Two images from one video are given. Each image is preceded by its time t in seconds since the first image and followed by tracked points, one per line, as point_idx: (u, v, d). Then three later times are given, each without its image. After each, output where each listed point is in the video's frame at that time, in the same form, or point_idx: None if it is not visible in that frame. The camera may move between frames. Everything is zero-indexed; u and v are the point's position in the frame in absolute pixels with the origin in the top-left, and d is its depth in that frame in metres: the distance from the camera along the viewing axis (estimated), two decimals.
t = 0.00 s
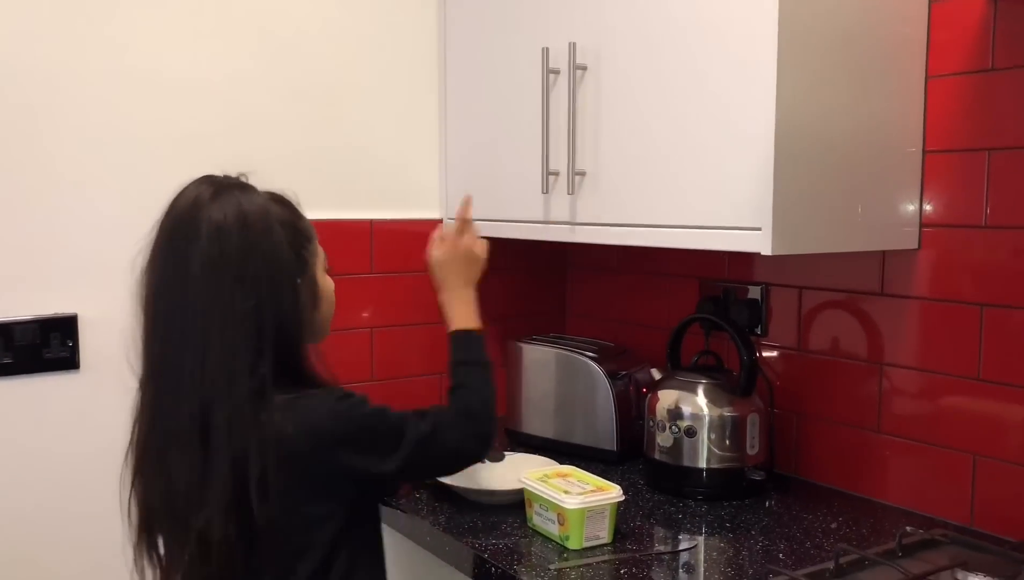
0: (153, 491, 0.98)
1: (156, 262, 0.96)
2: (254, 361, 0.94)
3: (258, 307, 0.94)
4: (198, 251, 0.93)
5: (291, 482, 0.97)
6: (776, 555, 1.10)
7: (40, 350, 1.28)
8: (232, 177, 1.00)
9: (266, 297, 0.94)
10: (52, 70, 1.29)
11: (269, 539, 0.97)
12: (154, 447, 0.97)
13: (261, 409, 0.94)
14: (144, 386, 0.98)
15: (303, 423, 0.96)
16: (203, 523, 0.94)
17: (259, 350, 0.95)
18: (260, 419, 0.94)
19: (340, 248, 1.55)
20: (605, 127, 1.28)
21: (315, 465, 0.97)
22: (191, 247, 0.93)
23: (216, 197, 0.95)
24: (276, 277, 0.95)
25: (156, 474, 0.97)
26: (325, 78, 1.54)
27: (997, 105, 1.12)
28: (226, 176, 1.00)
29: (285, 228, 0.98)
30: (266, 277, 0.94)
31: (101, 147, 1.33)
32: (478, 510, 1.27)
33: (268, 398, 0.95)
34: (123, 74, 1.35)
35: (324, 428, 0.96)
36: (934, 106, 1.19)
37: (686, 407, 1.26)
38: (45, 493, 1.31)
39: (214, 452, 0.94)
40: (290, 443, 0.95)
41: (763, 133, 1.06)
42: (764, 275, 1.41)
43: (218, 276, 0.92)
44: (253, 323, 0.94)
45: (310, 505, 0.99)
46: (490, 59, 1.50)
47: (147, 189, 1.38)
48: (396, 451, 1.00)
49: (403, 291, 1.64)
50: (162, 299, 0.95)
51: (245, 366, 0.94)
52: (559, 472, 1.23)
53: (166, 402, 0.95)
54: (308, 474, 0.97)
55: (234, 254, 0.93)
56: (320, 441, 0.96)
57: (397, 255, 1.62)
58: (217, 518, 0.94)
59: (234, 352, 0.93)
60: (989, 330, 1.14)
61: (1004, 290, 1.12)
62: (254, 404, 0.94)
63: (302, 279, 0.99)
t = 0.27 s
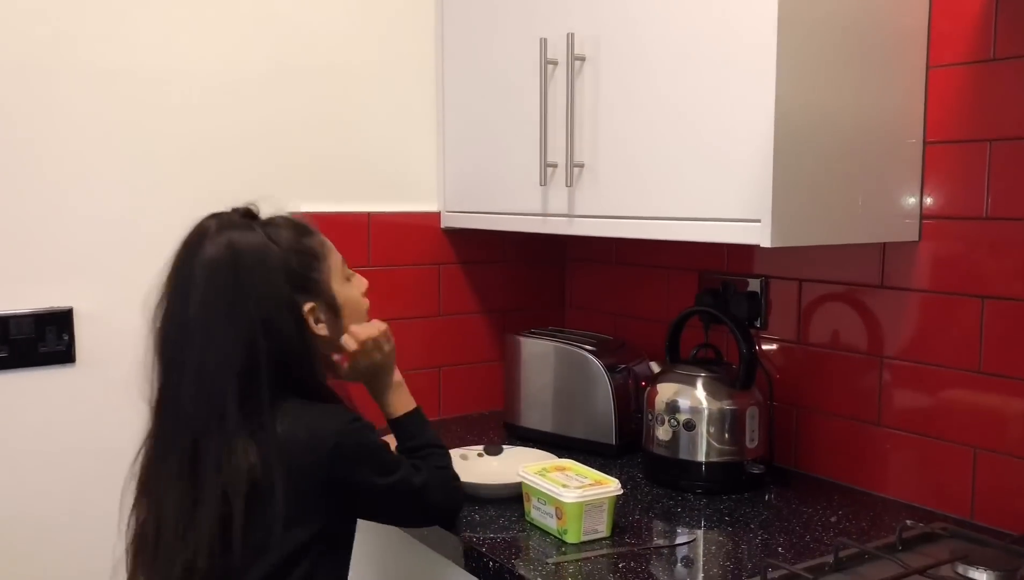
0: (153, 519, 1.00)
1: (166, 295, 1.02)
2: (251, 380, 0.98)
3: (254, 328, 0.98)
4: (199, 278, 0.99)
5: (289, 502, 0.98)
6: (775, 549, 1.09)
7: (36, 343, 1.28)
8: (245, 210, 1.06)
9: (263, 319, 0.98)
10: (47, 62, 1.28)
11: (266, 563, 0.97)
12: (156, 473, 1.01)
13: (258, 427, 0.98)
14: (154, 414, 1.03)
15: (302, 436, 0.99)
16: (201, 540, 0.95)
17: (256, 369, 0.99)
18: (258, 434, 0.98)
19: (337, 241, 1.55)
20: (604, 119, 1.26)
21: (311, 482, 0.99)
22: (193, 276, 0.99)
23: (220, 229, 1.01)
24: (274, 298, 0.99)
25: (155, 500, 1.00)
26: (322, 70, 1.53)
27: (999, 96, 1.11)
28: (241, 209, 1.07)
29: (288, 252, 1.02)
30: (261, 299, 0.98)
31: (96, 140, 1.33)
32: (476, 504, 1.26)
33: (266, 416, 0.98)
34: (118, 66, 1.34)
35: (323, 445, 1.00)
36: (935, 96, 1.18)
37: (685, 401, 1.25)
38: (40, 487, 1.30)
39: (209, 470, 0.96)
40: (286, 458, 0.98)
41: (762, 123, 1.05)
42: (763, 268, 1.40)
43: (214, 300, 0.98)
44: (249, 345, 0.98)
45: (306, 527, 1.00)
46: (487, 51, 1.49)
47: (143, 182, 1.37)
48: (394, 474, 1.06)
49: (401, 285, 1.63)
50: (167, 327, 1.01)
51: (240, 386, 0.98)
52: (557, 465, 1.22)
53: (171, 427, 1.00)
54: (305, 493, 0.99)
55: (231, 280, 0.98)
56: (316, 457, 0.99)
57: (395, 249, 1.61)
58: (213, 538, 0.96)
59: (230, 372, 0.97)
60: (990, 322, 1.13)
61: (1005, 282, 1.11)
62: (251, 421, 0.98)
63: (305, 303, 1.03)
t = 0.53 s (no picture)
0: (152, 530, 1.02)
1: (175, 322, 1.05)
2: (245, 402, 0.99)
3: (246, 353, 0.99)
4: (194, 307, 1.01)
5: (282, 522, 0.99)
6: (777, 544, 1.09)
7: (37, 338, 1.28)
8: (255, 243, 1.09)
9: (257, 343, 1.00)
10: (47, 57, 1.28)
11: None
12: (157, 487, 1.02)
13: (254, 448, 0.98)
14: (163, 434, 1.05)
15: (300, 459, 0.98)
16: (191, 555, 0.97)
17: (250, 392, 1.00)
18: (253, 455, 0.98)
19: (339, 236, 1.54)
20: (606, 113, 1.26)
21: (304, 504, 0.99)
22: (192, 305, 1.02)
23: (219, 262, 1.03)
24: (266, 323, 1.00)
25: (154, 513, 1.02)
26: (323, 64, 1.52)
27: (1002, 88, 1.10)
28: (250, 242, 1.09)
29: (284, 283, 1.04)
30: (254, 325, 1.00)
31: (97, 134, 1.32)
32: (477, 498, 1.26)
33: (262, 436, 0.99)
34: (119, 61, 1.34)
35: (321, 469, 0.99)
36: (938, 89, 1.18)
37: (687, 395, 1.25)
38: (42, 482, 1.30)
39: (202, 488, 0.98)
40: (280, 477, 0.98)
41: (764, 116, 1.04)
42: (766, 262, 1.40)
43: (209, 325, 1.00)
44: (243, 370, 0.99)
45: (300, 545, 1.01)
46: (488, 44, 1.49)
47: (144, 177, 1.37)
48: (396, 498, 1.05)
49: (403, 279, 1.63)
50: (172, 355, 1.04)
51: (233, 408, 0.99)
52: (558, 460, 1.22)
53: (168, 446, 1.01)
54: (299, 514, 0.99)
55: (224, 307, 1.00)
56: (313, 480, 0.98)
57: (396, 243, 1.61)
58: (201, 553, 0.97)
59: (225, 394, 0.99)
60: (993, 316, 1.13)
61: (1009, 276, 1.11)
62: (246, 441, 0.98)
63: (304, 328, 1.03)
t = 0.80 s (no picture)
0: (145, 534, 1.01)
1: (186, 326, 1.07)
2: (249, 405, 1.00)
3: (253, 355, 1.01)
4: (205, 308, 1.03)
5: (277, 530, 0.98)
6: (778, 542, 1.09)
7: (39, 336, 1.28)
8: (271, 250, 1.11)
9: (264, 345, 1.01)
10: (49, 55, 1.28)
11: None
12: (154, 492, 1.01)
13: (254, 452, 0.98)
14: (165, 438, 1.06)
15: (299, 468, 0.98)
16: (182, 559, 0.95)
17: (254, 395, 1.00)
18: (252, 459, 0.98)
19: (340, 234, 1.55)
20: (607, 111, 1.26)
21: (301, 513, 0.98)
22: (204, 306, 1.04)
23: (233, 264, 1.05)
24: (276, 326, 1.01)
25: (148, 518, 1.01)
26: (324, 62, 1.53)
27: (1003, 87, 1.10)
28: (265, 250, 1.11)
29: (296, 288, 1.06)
30: (262, 328, 1.01)
31: (98, 132, 1.33)
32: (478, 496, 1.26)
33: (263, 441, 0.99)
34: (120, 59, 1.34)
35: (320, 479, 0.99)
36: (939, 88, 1.18)
37: (688, 393, 1.25)
38: (43, 479, 1.31)
39: (198, 491, 0.97)
40: (278, 484, 0.97)
41: (766, 115, 1.04)
42: (767, 260, 1.40)
43: (219, 326, 1.02)
44: (249, 373, 1.00)
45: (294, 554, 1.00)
46: (490, 43, 1.49)
47: (146, 174, 1.37)
48: (394, 510, 1.06)
49: (404, 277, 1.63)
50: (181, 356, 1.05)
51: (237, 410, 1.00)
52: (559, 458, 1.22)
53: (169, 448, 1.01)
54: (294, 523, 0.98)
55: (235, 308, 1.02)
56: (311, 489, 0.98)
57: (397, 241, 1.61)
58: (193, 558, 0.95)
59: (230, 396, 1.00)
60: (994, 314, 1.13)
61: (1010, 274, 1.11)
62: (247, 445, 0.99)
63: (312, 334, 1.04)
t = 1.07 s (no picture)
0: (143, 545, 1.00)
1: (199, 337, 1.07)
2: (258, 423, 1.00)
3: (266, 374, 1.00)
4: (224, 323, 1.03)
5: (274, 548, 0.98)
6: (774, 543, 1.09)
7: (36, 339, 1.28)
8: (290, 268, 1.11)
9: (279, 365, 1.00)
10: (46, 59, 1.28)
11: None
12: (157, 502, 1.00)
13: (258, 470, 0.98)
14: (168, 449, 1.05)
15: (300, 488, 0.99)
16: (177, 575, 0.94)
17: (264, 413, 1.00)
18: (256, 477, 0.98)
19: (336, 237, 1.55)
20: (603, 113, 1.26)
21: (300, 532, 0.99)
22: (221, 320, 1.03)
23: (254, 280, 1.05)
24: (292, 346, 1.01)
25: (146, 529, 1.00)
26: (321, 65, 1.53)
27: (997, 89, 1.11)
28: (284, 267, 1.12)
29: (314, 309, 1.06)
30: (278, 348, 1.01)
31: (95, 136, 1.33)
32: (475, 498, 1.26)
33: (268, 460, 0.99)
34: (117, 63, 1.34)
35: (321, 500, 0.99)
36: (934, 90, 1.18)
37: (684, 395, 1.25)
38: (40, 482, 1.31)
39: (198, 506, 0.97)
40: (279, 504, 0.98)
41: (761, 118, 1.05)
42: (763, 262, 1.40)
43: (236, 343, 1.01)
44: (260, 392, 1.00)
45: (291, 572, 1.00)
46: (486, 45, 1.49)
47: (143, 177, 1.37)
48: (393, 530, 1.06)
49: (400, 280, 1.63)
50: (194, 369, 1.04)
51: (246, 427, 0.99)
52: (556, 460, 1.22)
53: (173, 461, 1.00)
54: (292, 541, 0.99)
55: (253, 326, 1.02)
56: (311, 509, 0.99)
57: (394, 244, 1.61)
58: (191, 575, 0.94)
59: (239, 413, 0.99)
60: (989, 315, 1.13)
61: (1004, 276, 1.11)
62: (251, 464, 0.98)
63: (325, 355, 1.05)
